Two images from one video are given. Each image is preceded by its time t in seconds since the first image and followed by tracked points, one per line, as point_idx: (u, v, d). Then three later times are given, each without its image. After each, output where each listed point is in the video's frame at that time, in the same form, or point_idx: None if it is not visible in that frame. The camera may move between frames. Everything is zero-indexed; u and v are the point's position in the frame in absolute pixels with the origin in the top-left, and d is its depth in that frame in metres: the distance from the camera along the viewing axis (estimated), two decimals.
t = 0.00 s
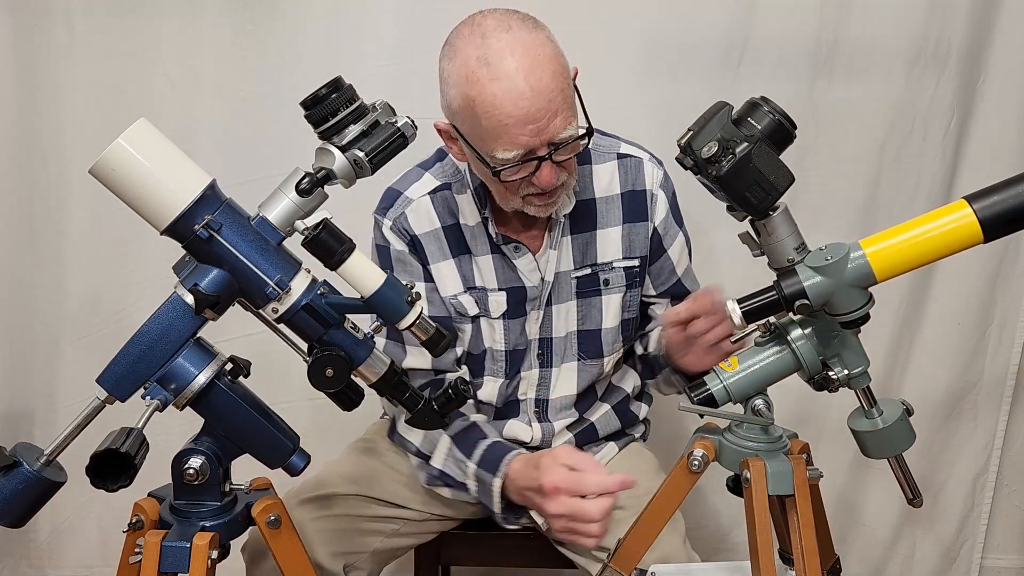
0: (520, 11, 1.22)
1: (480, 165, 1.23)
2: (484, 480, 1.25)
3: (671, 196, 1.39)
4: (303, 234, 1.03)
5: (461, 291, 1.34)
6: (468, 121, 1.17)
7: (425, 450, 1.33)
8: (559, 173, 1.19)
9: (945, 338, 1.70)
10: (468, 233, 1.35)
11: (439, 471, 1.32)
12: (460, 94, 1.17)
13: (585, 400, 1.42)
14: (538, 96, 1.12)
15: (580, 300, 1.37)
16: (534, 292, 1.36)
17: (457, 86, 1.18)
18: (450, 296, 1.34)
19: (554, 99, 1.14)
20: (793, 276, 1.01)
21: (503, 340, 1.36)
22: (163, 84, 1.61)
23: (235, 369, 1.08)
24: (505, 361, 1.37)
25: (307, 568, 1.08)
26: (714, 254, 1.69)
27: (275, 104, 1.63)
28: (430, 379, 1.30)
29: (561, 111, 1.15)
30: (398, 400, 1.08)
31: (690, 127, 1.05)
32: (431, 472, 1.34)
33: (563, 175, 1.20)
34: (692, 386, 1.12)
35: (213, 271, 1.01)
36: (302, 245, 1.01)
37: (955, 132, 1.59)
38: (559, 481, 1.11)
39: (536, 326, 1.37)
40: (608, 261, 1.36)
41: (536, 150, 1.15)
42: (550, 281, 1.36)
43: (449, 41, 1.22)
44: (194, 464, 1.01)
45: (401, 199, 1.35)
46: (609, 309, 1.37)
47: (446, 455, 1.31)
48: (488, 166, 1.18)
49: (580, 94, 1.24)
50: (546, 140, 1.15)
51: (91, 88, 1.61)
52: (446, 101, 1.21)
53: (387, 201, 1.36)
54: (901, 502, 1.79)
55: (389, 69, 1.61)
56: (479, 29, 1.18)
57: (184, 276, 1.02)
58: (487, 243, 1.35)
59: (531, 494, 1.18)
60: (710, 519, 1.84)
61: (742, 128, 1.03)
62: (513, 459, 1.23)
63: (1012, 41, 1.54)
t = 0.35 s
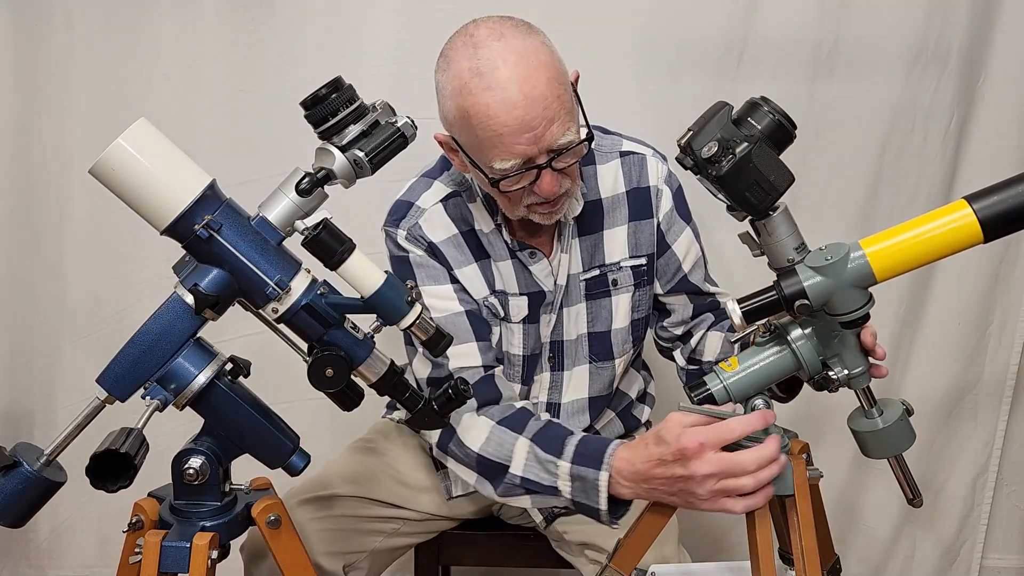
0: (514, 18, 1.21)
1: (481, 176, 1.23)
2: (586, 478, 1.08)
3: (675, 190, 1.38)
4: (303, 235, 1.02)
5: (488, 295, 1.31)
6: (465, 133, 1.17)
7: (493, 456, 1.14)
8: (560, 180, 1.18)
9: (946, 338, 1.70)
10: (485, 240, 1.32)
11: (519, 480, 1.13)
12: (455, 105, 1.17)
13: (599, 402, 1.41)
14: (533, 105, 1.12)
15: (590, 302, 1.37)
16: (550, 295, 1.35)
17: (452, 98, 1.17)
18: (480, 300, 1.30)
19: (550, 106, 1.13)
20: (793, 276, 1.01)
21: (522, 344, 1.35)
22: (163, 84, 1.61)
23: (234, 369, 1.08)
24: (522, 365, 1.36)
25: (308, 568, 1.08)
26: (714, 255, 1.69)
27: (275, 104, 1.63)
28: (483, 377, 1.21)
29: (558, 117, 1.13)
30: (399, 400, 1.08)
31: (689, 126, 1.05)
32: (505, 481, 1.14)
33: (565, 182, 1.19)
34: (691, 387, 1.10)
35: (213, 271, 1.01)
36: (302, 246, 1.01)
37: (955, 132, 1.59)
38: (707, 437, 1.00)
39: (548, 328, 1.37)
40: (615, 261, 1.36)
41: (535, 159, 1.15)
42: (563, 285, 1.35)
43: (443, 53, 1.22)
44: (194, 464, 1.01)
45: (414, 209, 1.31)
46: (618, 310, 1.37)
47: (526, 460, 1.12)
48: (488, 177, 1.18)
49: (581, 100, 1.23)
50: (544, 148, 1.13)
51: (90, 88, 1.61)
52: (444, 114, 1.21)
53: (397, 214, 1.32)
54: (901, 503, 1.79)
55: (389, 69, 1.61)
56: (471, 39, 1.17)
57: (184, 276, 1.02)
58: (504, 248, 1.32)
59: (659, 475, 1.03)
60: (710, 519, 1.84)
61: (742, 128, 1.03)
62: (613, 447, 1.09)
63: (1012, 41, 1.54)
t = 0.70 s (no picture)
0: (525, 27, 1.21)
1: (490, 189, 1.22)
2: (595, 455, 1.09)
3: (683, 193, 1.38)
4: (303, 235, 1.03)
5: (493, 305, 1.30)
6: (477, 146, 1.16)
7: (497, 451, 1.14)
8: (573, 192, 1.18)
9: (945, 338, 1.70)
10: (491, 248, 1.31)
11: (522, 469, 1.13)
12: (467, 118, 1.16)
13: (603, 410, 1.40)
14: (546, 118, 1.11)
15: (596, 310, 1.36)
16: (556, 303, 1.34)
17: (462, 111, 1.17)
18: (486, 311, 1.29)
19: (563, 118, 1.12)
20: (792, 276, 1.01)
21: (526, 354, 1.35)
22: (164, 84, 1.61)
23: (235, 369, 1.08)
24: (527, 375, 1.36)
25: (307, 569, 1.08)
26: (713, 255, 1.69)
27: (275, 104, 1.63)
28: (487, 385, 1.20)
29: (572, 129, 1.13)
30: (398, 400, 1.08)
31: (689, 126, 1.04)
32: (508, 473, 1.14)
33: (577, 193, 1.19)
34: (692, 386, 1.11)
35: (213, 271, 1.01)
36: (302, 245, 1.01)
37: (955, 132, 1.59)
38: (730, 398, 1.03)
39: (555, 336, 1.37)
40: (622, 268, 1.35)
41: (548, 172, 1.14)
42: (570, 293, 1.34)
43: (452, 63, 1.21)
44: (194, 464, 1.01)
45: (420, 218, 1.31)
46: (626, 317, 1.36)
47: (530, 447, 1.13)
48: (501, 191, 1.18)
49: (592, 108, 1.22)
50: (557, 162, 1.13)
51: (90, 88, 1.61)
52: (453, 125, 1.20)
53: (403, 221, 1.32)
54: (901, 502, 1.79)
55: (389, 69, 1.61)
56: (481, 51, 1.17)
57: (184, 276, 1.02)
58: (512, 258, 1.32)
59: (677, 442, 1.03)
60: (710, 519, 1.84)
61: (741, 129, 1.03)
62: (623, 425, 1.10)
63: (1012, 40, 1.54)
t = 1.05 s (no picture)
0: (530, 27, 1.20)
1: (494, 190, 1.22)
2: (607, 470, 1.08)
3: (683, 190, 1.38)
4: (303, 235, 1.03)
5: (501, 309, 1.30)
6: (482, 148, 1.16)
7: (516, 468, 1.14)
8: (576, 195, 1.18)
9: (945, 338, 1.70)
10: (496, 253, 1.31)
11: (543, 485, 1.13)
12: (471, 120, 1.16)
13: (605, 409, 1.40)
14: (552, 120, 1.11)
15: (600, 309, 1.36)
16: (562, 305, 1.35)
17: (467, 113, 1.17)
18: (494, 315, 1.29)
19: (568, 121, 1.12)
20: (791, 277, 1.01)
21: (533, 355, 1.35)
22: (164, 84, 1.61)
23: (235, 369, 1.08)
24: (534, 374, 1.37)
25: (307, 569, 1.08)
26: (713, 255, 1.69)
27: (275, 104, 1.63)
28: (499, 395, 1.20)
29: (577, 132, 1.13)
30: (399, 400, 1.08)
31: (688, 126, 1.04)
32: (532, 489, 1.15)
33: (580, 197, 1.19)
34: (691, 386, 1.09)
35: (213, 271, 1.01)
36: (302, 245, 1.01)
37: (954, 132, 1.60)
38: (705, 408, 0.97)
39: (560, 334, 1.37)
40: (625, 266, 1.35)
41: (553, 175, 1.14)
42: (574, 293, 1.34)
43: (457, 64, 1.21)
44: (194, 464, 1.01)
45: (423, 225, 1.30)
46: (628, 316, 1.36)
47: (545, 465, 1.13)
48: (505, 193, 1.18)
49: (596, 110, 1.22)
50: (561, 164, 1.13)
51: (90, 88, 1.61)
52: (457, 126, 1.20)
53: (407, 229, 1.31)
54: (901, 502, 1.79)
55: (389, 69, 1.61)
56: (486, 53, 1.17)
57: (184, 276, 1.02)
58: (516, 261, 1.32)
59: (677, 451, 1.02)
60: (710, 519, 1.84)
61: (741, 129, 1.03)
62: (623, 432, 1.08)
63: (1012, 40, 1.54)
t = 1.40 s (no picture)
0: (535, 22, 1.20)
1: (496, 184, 1.22)
2: (612, 461, 1.08)
3: (688, 187, 1.38)
4: (303, 235, 1.03)
5: (501, 307, 1.30)
6: (484, 143, 1.16)
7: (516, 462, 1.14)
8: (578, 191, 1.18)
9: (945, 338, 1.70)
10: (498, 249, 1.31)
11: (544, 479, 1.14)
12: (475, 114, 1.16)
13: (608, 408, 1.41)
14: (555, 118, 1.11)
15: (603, 307, 1.36)
16: (564, 303, 1.34)
17: (471, 107, 1.17)
18: (494, 312, 1.29)
19: (572, 118, 1.12)
20: (791, 276, 1.01)
21: (534, 354, 1.35)
22: (164, 84, 1.61)
23: (234, 369, 1.08)
24: (535, 373, 1.36)
25: (307, 569, 1.08)
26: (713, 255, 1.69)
27: (275, 104, 1.63)
28: (498, 391, 1.21)
29: (580, 130, 1.13)
30: (398, 400, 1.08)
31: (688, 125, 1.04)
32: (532, 484, 1.15)
33: (582, 193, 1.19)
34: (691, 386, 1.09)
35: (213, 271, 1.00)
36: (302, 246, 1.01)
37: (955, 132, 1.59)
38: (710, 391, 0.97)
39: (564, 334, 1.36)
40: (628, 263, 1.35)
41: (555, 171, 1.14)
42: (576, 292, 1.34)
43: (461, 57, 1.21)
44: (194, 464, 1.01)
45: (426, 220, 1.30)
46: (632, 313, 1.36)
47: (547, 458, 1.13)
48: (507, 188, 1.18)
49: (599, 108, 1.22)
50: (564, 160, 1.13)
51: (91, 88, 1.61)
52: (461, 120, 1.20)
53: (410, 224, 1.31)
54: (900, 502, 1.79)
55: (389, 69, 1.61)
56: (492, 47, 1.17)
57: (183, 276, 1.02)
58: (518, 258, 1.32)
59: (683, 438, 1.01)
60: (710, 519, 1.84)
61: (741, 129, 1.02)
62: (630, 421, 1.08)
63: (1012, 40, 1.54)
